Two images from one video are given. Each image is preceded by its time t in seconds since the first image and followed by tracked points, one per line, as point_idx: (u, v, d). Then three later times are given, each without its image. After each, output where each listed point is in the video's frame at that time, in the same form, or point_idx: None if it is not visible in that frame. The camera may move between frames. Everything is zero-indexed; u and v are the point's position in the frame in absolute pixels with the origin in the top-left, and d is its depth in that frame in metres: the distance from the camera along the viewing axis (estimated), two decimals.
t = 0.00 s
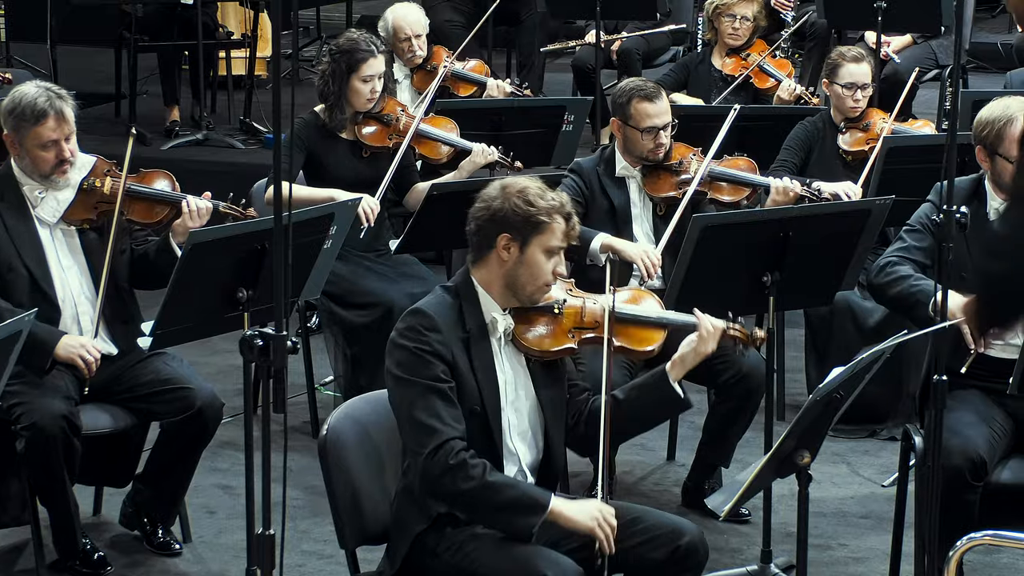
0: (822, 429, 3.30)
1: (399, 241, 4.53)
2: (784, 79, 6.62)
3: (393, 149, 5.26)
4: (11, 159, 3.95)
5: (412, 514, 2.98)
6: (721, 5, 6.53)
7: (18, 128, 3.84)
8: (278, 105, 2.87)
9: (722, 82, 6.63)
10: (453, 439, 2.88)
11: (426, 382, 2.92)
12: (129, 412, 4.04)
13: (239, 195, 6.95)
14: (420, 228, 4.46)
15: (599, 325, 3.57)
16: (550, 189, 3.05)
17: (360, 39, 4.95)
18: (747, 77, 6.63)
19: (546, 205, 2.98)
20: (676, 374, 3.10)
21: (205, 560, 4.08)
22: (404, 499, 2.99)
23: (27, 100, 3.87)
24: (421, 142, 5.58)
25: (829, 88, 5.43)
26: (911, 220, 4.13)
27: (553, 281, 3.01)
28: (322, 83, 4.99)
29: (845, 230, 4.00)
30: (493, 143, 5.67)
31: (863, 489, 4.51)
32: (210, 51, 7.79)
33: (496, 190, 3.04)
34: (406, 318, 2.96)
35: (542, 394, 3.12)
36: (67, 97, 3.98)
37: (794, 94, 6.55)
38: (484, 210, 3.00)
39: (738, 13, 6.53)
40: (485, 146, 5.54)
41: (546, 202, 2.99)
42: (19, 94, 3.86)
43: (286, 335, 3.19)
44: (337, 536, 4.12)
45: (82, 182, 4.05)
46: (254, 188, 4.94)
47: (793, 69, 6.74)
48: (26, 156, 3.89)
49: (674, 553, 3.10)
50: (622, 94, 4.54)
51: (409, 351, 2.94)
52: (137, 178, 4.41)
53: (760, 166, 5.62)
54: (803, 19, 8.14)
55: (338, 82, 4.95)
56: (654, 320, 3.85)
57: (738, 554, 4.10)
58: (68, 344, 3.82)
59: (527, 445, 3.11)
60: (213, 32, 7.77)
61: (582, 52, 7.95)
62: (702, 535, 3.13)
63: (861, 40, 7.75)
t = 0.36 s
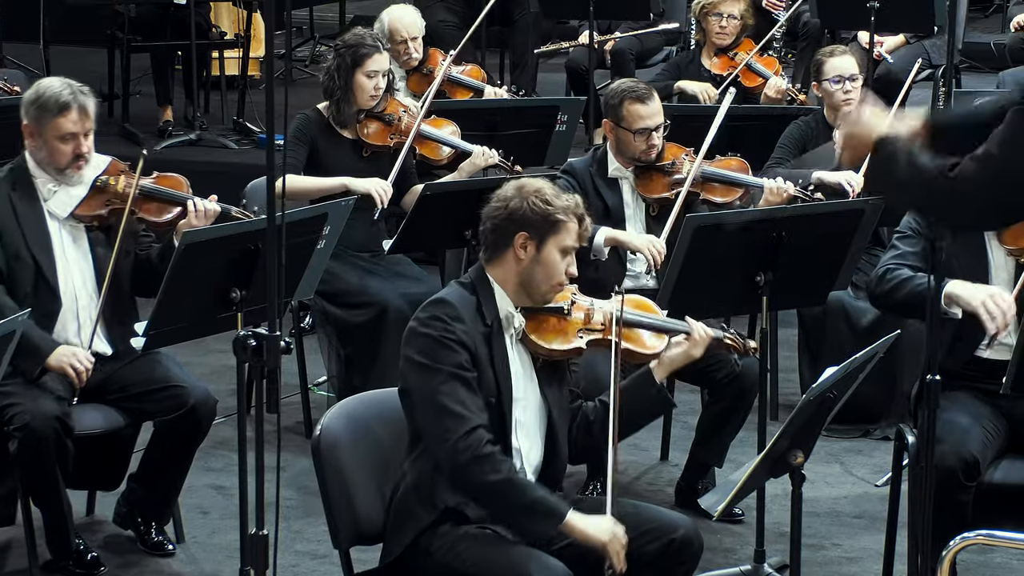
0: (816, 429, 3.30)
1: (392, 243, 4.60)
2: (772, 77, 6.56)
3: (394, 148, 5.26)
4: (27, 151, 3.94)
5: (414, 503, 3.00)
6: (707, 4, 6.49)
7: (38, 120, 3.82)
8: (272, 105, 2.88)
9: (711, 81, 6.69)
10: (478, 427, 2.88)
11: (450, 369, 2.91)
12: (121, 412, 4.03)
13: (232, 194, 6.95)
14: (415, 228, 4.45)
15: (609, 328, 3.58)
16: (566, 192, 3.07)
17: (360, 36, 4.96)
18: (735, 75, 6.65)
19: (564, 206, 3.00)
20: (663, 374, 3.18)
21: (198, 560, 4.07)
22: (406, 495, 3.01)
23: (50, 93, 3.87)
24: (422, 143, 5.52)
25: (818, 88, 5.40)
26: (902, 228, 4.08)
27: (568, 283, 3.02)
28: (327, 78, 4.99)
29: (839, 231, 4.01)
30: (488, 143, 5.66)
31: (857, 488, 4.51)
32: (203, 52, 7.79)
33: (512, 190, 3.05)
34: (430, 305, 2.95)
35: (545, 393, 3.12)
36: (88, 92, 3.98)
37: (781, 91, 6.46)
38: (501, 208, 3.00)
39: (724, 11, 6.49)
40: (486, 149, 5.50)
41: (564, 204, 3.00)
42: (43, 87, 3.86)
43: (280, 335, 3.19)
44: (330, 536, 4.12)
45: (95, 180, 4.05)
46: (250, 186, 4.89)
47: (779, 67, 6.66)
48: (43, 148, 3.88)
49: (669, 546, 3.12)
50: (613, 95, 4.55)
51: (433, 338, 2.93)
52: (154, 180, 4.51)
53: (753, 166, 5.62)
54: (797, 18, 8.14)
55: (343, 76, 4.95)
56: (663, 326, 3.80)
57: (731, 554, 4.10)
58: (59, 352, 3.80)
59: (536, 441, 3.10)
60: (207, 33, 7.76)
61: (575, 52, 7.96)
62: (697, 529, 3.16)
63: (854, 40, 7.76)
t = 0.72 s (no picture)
0: (810, 428, 3.30)
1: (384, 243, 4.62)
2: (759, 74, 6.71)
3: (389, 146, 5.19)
4: (47, 147, 3.98)
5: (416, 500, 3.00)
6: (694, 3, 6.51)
7: (66, 114, 3.88)
8: (266, 106, 2.86)
9: (701, 83, 6.62)
10: (491, 393, 2.88)
11: (454, 351, 2.90)
12: (114, 412, 4.03)
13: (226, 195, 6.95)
14: (409, 228, 4.45)
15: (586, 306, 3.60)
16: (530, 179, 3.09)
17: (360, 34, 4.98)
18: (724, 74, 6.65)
19: (529, 192, 3.02)
20: (648, 342, 3.33)
21: (192, 560, 4.07)
22: (406, 491, 3.01)
23: (78, 90, 3.93)
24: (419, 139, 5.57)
25: (811, 93, 5.45)
26: (886, 229, 4.04)
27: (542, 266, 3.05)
28: (325, 77, 4.98)
29: (833, 231, 4.01)
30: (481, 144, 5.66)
31: (851, 488, 4.52)
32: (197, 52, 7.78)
33: (477, 181, 3.07)
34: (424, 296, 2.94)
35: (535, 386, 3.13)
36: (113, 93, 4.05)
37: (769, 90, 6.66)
38: (467, 201, 3.02)
39: (711, 9, 6.50)
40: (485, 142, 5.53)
41: (528, 190, 3.02)
42: (72, 84, 3.92)
43: (273, 335, 3.18)
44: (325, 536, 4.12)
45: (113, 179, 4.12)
46: (243, 188, 4.86)
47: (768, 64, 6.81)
48: (67, 143, 3.93)
49: (662, 544, 3.13)
50: (590, 97, 4.51)
51: (431, 324, 2.92)
52: (173, 184, 4.58)
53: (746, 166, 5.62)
54: (790, 17, 8.14)
55: (343, 74, 4.95)
56: (628, 298, 3.87)
57: (725, 554, 4.10)
58: (88, 317, 3.78)
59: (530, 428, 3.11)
60: (201, 33, 7.76)
61: (569, 53, 7.97)
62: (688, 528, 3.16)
63: (847, 40, 7.77)
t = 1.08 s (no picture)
0: (804, 428, 3.30)
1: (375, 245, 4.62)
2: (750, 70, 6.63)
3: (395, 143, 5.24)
4: (44, 146, 3.96)
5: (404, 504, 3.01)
6: (683, 4, 6.55)
7: (68, 112, 3.89)
8: (260, 106, 2.85)
9: (692, 83, 6.66)
10: (477, 360, 2.92)
11: (432, 334, 2.94)
12: (107, 412, 4.02)
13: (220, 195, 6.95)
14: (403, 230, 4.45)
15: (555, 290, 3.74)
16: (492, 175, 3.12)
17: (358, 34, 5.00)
18: (716, 73, 6.64)
19: (490, 189, 3.05)
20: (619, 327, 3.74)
21: (186, 561, 4.07)
22: (396, 494, 3.01)
23: (79, 89, 3.94)
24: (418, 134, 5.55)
25: (806, 91, 5.48)
26: (877, 232, 4.08)
27: (509, 262, 3.07)
28: (321, 77, 4.97)
29: (826, 232, 4.00)
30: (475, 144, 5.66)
31: (845, 488, 4.51)
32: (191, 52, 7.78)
33: (439, 181, 3.09)
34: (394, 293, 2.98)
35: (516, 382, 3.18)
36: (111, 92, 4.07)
37: (761, 86, 6.60)
38: (430, 201, 3.05)
39: (701, 8, 6.54)
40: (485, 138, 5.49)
41: (490, 186, 3.06)
42: (72, 83, 3.93)
43: (266, 336, 3.17)
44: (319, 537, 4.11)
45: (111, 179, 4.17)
46: (238, 186, 4.88)
47: (758, 61, 6.70)
48: (68, 141, 3.92)
49: (654, 551, 3.12)
50: (571, 102, 4.55)
51: (406, 317, 2.95)
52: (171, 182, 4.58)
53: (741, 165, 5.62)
54: (784, 17, 8.14)
55: (341, 72, 4.95)
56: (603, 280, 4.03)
57: (720, 554, 4.10)
58: (123, 258, 3.79)
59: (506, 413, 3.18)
60: (195, 33, 7.75)
61: (563, 53, 7.96)
62: (680, 533, 3.17)
63: (842, 39, 7.77)
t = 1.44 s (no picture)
0: (798, 428, 3.29)
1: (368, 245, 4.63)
2: (749, 73, 6.62)
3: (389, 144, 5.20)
4: (12, 148, 3.88)
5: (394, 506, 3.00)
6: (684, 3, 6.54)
7: (32, 114, 3.81)
8: (254, 106, 2.82)
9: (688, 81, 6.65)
10: (451, 353, 2.96)
11: (405, 331, 2.99)
12: (101, 412, 4.01)
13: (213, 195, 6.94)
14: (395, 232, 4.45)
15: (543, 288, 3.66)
16: (463, 171, 3.13)
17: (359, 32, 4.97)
18: (712, 74, 6.63)
19: (456, 187, 3.06)
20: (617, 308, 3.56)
21: (179, 562, 4.06)
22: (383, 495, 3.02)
23: (41, 88, 3.85)
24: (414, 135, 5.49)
25: (801, 90, 5.45)
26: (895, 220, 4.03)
27: (485, 260, 3.06)
28: (318, 77, 4.96)
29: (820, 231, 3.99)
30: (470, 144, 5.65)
31: (839, 488, 4.50)
32: (183, 52, 7.77)
33: (410, 184, 3.13)
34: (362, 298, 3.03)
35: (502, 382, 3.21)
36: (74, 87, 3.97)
37: (758, 88, 6.61)
38: (400, 206, 3.09)
39: (701, 9, 6.53)
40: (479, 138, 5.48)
41: (456, 184, 3.07)
42: (34, 83, 3.84)
43: (261, 336, 3.14)
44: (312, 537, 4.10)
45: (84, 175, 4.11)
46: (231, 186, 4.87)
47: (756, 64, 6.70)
48: (36, 142, 3.85)
49: (650, 562, 3.12)
50: (568, 100, 4.57)
51: (377, 318, 3.01)
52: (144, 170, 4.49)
53: (735, 166, 5.62)
54: (777, 16, 8.14)
55: (339, 73, 4.94)
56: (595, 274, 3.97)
57: (714, 554, 4.09)
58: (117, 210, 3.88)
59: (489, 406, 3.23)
60: (187, 32, 7.74)
61: (557, 52, 7.96)
62: (676, 544, 3.17)
63: (836, 39, 7.76)
